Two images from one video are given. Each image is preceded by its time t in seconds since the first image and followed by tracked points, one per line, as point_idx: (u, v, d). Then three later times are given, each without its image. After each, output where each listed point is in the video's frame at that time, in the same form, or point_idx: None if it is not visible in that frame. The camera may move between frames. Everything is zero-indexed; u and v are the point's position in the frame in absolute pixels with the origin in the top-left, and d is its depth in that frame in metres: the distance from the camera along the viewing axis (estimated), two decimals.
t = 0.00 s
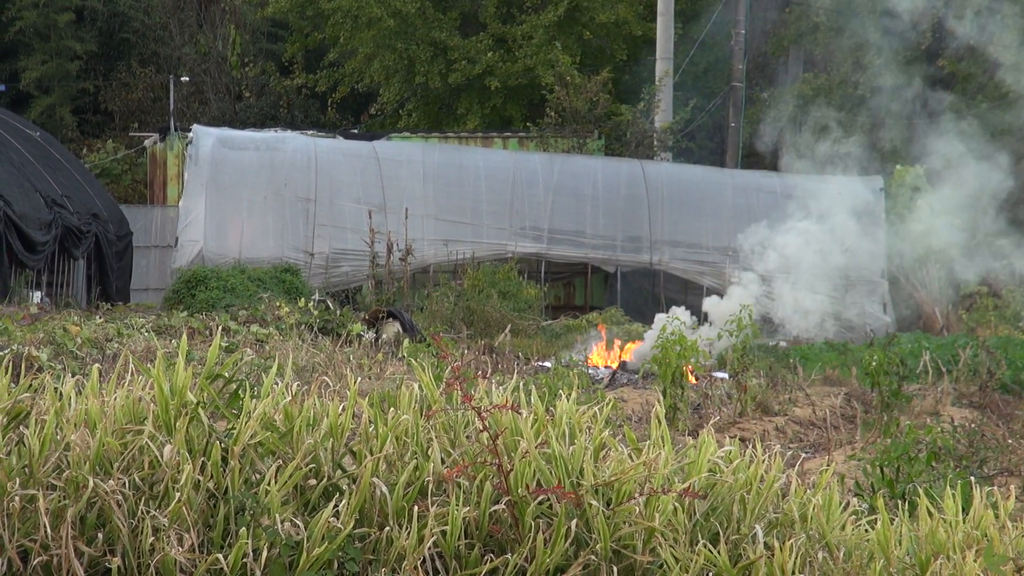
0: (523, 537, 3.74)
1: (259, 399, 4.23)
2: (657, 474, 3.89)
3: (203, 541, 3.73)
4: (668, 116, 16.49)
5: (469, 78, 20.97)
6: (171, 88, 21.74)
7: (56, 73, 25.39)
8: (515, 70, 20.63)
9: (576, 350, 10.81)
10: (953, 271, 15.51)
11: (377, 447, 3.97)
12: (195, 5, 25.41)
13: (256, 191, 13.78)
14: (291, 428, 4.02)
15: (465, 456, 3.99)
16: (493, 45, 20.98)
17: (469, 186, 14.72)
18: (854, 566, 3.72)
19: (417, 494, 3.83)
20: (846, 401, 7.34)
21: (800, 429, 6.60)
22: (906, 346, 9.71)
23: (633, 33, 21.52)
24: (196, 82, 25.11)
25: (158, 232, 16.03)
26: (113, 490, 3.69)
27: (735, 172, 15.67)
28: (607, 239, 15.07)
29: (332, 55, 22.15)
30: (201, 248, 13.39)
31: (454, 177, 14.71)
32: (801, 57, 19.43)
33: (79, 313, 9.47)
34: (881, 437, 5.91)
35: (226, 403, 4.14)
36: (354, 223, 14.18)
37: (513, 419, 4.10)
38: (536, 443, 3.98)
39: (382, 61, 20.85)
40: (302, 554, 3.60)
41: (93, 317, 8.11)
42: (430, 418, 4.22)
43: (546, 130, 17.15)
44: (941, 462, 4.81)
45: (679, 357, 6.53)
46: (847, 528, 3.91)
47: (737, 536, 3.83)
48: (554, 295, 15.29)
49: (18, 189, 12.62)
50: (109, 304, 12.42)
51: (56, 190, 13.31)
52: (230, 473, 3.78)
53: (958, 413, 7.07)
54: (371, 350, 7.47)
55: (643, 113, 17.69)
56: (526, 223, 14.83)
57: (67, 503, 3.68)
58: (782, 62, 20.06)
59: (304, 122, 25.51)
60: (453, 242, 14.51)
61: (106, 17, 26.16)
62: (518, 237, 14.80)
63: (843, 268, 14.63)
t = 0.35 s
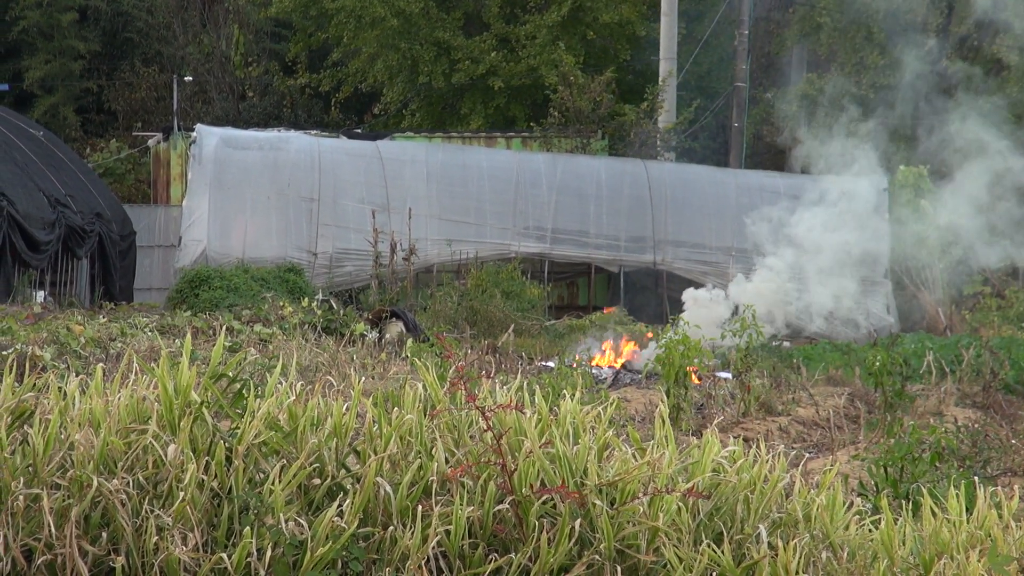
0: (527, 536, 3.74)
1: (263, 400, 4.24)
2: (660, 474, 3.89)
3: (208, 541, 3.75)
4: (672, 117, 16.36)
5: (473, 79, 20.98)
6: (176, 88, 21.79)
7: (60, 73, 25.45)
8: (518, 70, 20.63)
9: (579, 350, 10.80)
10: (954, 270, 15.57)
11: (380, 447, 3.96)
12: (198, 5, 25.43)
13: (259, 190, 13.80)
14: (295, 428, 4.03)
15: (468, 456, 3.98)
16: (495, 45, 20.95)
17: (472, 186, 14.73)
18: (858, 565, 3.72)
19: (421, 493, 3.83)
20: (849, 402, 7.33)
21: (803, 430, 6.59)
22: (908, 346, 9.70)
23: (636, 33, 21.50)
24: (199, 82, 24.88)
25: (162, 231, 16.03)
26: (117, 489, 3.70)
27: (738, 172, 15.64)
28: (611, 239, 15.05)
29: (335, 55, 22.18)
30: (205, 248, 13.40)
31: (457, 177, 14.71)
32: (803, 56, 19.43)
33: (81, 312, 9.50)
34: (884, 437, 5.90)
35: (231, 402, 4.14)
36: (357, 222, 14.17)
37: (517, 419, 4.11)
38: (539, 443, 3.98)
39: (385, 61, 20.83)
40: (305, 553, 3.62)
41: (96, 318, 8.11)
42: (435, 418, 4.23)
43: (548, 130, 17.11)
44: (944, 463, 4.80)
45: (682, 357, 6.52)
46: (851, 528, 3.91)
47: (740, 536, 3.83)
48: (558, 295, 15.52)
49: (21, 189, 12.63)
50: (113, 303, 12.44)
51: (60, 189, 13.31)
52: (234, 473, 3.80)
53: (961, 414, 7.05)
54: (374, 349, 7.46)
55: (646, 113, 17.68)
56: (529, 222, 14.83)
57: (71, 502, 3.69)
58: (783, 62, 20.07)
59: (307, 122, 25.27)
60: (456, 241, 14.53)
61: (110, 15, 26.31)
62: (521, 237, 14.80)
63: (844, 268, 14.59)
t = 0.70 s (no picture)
0: (527, 530, 3.83)
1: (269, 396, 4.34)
2: (658, 468, 3.98)
3: (215, 534, 3.84)
4: (668, 120, 16.89)
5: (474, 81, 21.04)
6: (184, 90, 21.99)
7: (70, 77, 25.33)
8: (519, 73, 20.67)
9: (579, 347, 10.89)
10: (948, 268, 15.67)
11: (384, 442, 4.06)
12: (206, 10, 25.97)
13: (266, 192, 13.88)
14: (301, 424, 4.13)
15: (470, 451, 4.08)
16: (497, 50, 21.00)
17: (474, 187, 14.84)
18: (850, 559, 3.82)
19: (424, 487, 3.93)
20: (842, 398, 7.42)
21: (797, 426, 6.70)
22: (899, 343, 9.83)
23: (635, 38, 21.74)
24: (207, 85, 25.51)
25: (170, 231, 16.17)
26: (127, 484, 3.80)
27: (735, 173, 15.71)
28: (609, 239, 15.16)
29: (340, 58, 22.35)
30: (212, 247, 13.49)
31: (459, 178, 14.82)
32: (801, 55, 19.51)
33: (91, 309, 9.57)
34: (877, 433, 6.00)
35: (238, 399, 4.24)
36: (361, 223, 14.27)
37: (517, 415, 4.21)
38: (540, 438, 4.07)
39: (389, 66, 21.19)
40: (311, 546, 3.71)
41: (106, 317, 8.17)
42: (437, 414, 4.32)
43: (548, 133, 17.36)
44: (934, 458, 4.87)
45: (680, 354, 6.62)
46: (843, 521, 4.00)
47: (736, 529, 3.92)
48: (557, 295, 15.51)
49: (32, 190, 12.62)
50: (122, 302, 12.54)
51: (71, 191, 13.38)
52: (241, 468, 3.90)
53: (952, 410, 7.16)
54: (378, 347, 7.55)
55: (645, 114, 17.77)
56: (529, 223, 14.93)
57: (82, 496, 3.80)
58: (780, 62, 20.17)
59: (312, 125, 25.82)
60: (458, 242, 14.63)
61: (119, 20, 26.01)
62: (522, 238, 14.91)
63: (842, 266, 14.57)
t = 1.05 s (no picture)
0: (528, 518, 3.98)
1: (281, 389, 4.50)
2: (654, 460, 4.13)
3: (228, 522, 4.00)
4: (663, 125, 16.77)
5: (477, 88, 21.33)
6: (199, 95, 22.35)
7: (89, 82, 25.99)
8: (520, 80, 20.90)
9: (578, 343, 11.03)
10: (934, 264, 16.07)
11: (391, 434, 4.23)
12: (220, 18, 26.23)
13: (276, 193, 14.10)
14: (311, 416, 4.29)
15: (474, 443, 4.24)
16: (499, 57, 21.29)
17: (477, 190, 15.03)
18: (839, 547, 3.97)
19: (429, 478, 4.09)
20: (831, 392, 7.57)
21: (787, 418, 6.85)
22: (887, 340, 10.00)
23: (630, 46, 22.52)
24: (221, 91, 26.08)
25: (185, 231, 16.49)
26: (144, 474, 3.96)
27: (729, 177, 15.92)
28: (607, 239, 15.36)
29: (347, 65, 22.55)
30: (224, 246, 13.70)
31: (463, 181, 15.03)
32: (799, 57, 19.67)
33: (108, 307, 9.76)
34: (864, 426, 6.14)
35: (250, 392, 4.40)
36: (368, 223, 14.48)
37: (519, 408, 4.36)
38: (540, 431, 4.23)
39: (395, 72, 21.13)
40: (320, 534, 3.88)
41: (123, 314, 8.36)
42: (442, 407, 4.47)
43: (549, 137, 17.47)
44: (920, 450, 4.97)
45: (674, 350, 6.74)
46: (832, 511, 4.16)
47: (729, 518, 4.07)
48: (557, 291, 15.77)
49: (53, 191, 13.08)
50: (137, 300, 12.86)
51: (89, 193, 13.86)
52: (253, 458, 4.06)
53: (937, 404, 7.29)
54: (384, 343, 7.71)
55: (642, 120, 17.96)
56: (530, 224, 15.10)
57: (100, 486, 3.96)
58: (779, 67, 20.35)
59: (321, 129, 26.67)
60: (462, 242, 14.79)
61: (136, 28, 26.66)
62: (523, 238, 15.08)
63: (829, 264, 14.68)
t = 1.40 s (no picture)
0: (529, 506, 4.14)
1: (291, 382, 4.67)
2: (649, 450, 4.29)
3: (240, 510, 4.16)
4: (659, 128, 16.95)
5: (481, 93, 21.65)
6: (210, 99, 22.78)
7: (106, 87, 27.17)
8: (521, 85, 21.19)
9: (577, 339, 11.21)
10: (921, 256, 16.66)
11: (396, 426, 4.39)
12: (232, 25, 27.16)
13: (287, 194, 14.33)
14: (320, 409, 4.46)
15: (476, 434, 4.40)
16: (501, 63, 21.58)
17: (480, 190, 15.31)
18: (827, 533, 4.14)
19: (433, 468, 4.25)
20: (819, 385, 7.74)
21: (778, 410, 6.99)
22: (875, 335, 10.20)
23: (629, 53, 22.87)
24: (233, 95, 26.80)
25: (199, 230, 17.39)
26: (158, 464, 4.13)
27: (722, 178, 16.31)
28: (604, 238, 15.74)
29: (356, 70, 22.83)
30: (237, 246, 13.92)
31: (466, 182, 15.30)
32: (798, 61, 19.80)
33: (123, 303, 9.97)
34: (852, 417, 6.29)
35: (261, 386, 4.57)
36: (375, 223, 14.72)
37: (520, 401, 4.53)
38: (540, 423, 4.39)
39: (401, 77, 21.50)
40: (329, 521, 4.03)
41: (140, 309, 8.59)
42: (446, 399, 4.63)
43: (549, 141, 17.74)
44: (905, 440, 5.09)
45: (669, 344, 6.88)
46: (822, 500, 4.32)
47: (722, 507, 4.23)
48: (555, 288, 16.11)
49: (72, 193, 13.91)
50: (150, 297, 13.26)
51: (107, 194, 14.68)
52: (264, 449, 4.23)
53: (922, 397, 7.45)
54: (390, 338, 7.89)
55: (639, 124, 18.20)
56: (530, 223, 15.48)
57: (117, 475, 4.13)
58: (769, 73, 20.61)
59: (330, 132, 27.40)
60: (465, 241, 15.13)
61: (151, 35, 27.67)
62: (524, 237, 15.46)
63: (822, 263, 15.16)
